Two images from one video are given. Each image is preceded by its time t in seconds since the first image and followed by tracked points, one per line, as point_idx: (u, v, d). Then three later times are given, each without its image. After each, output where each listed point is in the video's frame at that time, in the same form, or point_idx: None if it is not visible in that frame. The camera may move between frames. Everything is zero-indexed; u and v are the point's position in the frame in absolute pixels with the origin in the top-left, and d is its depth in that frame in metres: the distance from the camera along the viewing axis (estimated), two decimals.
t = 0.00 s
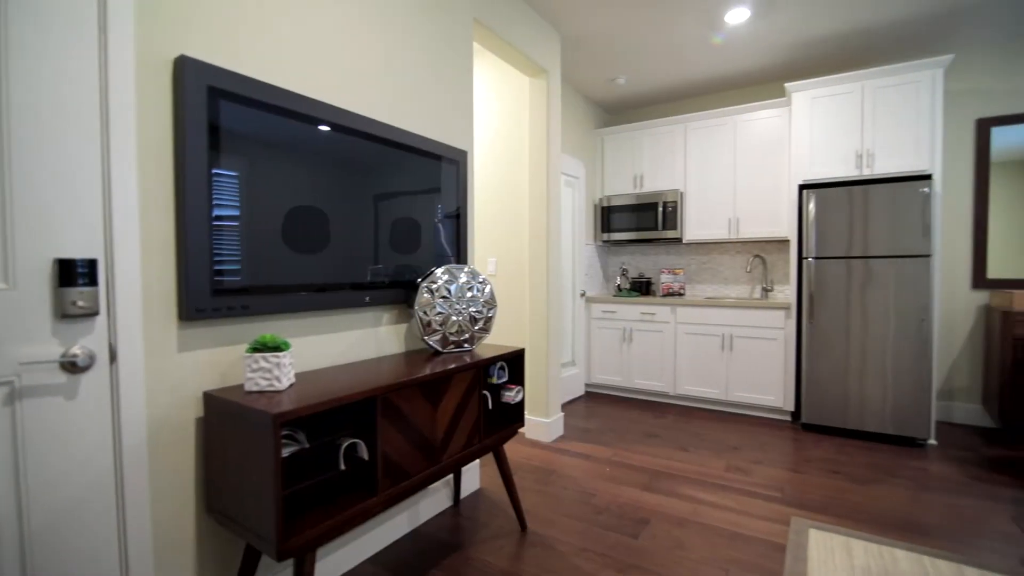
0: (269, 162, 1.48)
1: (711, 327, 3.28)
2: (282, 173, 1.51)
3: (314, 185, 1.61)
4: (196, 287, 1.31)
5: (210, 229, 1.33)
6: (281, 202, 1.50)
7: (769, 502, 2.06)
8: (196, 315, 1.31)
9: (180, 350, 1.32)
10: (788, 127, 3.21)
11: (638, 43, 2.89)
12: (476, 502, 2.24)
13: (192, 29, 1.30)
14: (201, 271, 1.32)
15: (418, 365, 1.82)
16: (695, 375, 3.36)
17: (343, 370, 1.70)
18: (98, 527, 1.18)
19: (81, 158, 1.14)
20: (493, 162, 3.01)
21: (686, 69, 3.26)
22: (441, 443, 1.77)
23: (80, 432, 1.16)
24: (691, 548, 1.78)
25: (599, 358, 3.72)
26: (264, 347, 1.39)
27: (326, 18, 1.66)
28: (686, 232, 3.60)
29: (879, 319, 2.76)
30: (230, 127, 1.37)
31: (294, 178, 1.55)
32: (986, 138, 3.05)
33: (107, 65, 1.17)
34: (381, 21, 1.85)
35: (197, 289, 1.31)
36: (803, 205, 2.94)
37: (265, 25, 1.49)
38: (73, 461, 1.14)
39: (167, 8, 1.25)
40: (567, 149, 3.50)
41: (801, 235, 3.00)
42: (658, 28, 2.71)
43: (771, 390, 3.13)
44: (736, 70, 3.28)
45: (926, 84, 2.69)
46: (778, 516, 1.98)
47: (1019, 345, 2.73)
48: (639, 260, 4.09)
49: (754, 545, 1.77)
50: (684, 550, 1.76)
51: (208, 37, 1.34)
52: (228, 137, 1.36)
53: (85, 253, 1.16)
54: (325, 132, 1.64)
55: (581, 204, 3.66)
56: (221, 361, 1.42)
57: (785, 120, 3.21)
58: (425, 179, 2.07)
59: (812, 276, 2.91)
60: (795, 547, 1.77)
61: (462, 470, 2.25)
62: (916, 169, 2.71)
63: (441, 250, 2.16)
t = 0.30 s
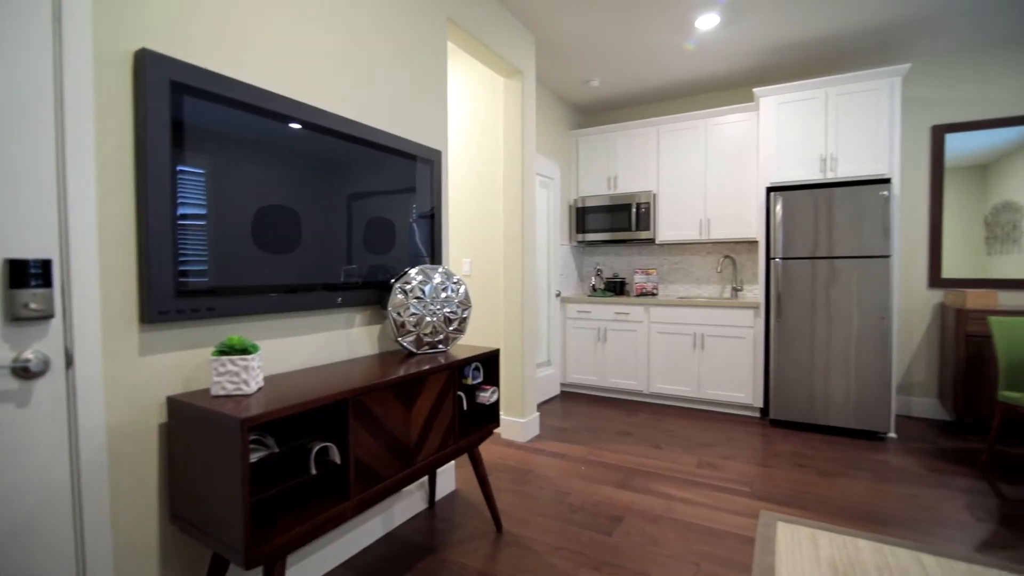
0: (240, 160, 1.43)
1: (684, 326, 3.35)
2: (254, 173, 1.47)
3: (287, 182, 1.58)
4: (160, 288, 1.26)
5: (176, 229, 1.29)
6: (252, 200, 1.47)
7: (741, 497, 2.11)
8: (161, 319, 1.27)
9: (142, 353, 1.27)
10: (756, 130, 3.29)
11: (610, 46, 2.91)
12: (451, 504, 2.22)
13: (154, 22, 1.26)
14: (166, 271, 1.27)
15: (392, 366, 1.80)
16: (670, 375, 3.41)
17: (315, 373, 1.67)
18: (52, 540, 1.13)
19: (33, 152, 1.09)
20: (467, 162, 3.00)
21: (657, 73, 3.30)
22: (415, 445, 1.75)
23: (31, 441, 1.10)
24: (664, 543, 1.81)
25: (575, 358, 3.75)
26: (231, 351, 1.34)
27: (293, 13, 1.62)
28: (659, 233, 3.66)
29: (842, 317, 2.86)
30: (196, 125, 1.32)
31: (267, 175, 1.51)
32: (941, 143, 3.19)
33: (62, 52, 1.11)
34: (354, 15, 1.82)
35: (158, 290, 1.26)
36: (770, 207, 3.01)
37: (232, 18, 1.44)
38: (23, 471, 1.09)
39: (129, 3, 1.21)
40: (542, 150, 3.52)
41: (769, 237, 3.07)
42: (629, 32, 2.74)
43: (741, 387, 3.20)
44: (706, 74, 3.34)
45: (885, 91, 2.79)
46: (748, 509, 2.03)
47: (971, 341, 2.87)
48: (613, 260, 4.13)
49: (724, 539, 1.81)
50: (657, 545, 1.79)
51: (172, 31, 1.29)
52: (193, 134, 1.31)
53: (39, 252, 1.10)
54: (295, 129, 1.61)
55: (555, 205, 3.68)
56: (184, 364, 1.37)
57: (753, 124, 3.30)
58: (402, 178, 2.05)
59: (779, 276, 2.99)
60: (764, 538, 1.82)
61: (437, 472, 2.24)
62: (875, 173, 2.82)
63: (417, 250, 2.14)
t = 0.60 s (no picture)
0: (209, 157, 1.39)
1: (660, 325, 3.39)
2: (224, 171, 1.44)
3: (260, 180, 1.54)
4: (123, 289, 1.21)
5: (141, 228, 1.25)
6: (223, 199, 1.43)
7: (715, 493, 2.15)
8: (125, 321, 1.22)
9: (104, 357, 1.22)
10: (729, 134, 3.36)
11: (587, 48, 2.93)
12: (429, 506, 2.21)
13: (116, 15, 1.21)
14: (131, 271, 1.23)
15: (367, 368, 1.77)
16: (646, 374, 3.46)
17: (288, 375, 1.64)
18: (6, 554, 1.08)
19: None
20: (445, 162, 2.98)
21: (632, 75, 3.33)
22: (391, 447, 1.73)
23: None
24: (640, 540, 1.83)
25: (553, 358, 3.77)
26: (199, 354, 1.31)
27: (264, 8, 1.58)
28: (636, 234, 3.70)
29: (811, 316, 2.94)
30: (162, 121, 1.28)
31: (238, 173, 1.48)
32: (903, 148, 3.31)
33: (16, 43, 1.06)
34: (326, 12, 1.79)
35: (123, 291, 1.21)
36: (743, 208, 3.07)
37: (200, 12, 1.40)
38: None
39: None
40: (519, 151, 3.52)
41: (742, 237, 3.13)
42: (606, 34, 2.76)
43: (715, 385, 3.26)
44: (680, 78, 3.39)
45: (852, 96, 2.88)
46: (721, 504, 2.07)
47: (931, 338, 2.98)
48: (590, 261, 4.16)
49: (698, 535, 1.84)
50: (633, 542, 1.81)
51: (138, 24, 1.25)
52: (158, 130, 1.27)
53: None
54: (267, 127, 1.57)
55: (533, 205, 3.69)
56: (149, 368, 1.32)
57: (725, 127, 3.37)
58: (378, 177, 2.02)
59: (751, 276, 3.06)
60: (737, 533, 1.86)
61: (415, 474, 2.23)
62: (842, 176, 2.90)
63: (393, 250, 2.12)
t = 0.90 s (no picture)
0: (182, 155, 1.36)
1: (639, 325, 3.43)
2: (197, 168, 1.40)
3: (234, 179, 1.51)
4: (90, 290, 1.17)
5: (109, 228, 1.20)
6: (195, 198, 1.39)
7: (693, 490, 2.18)
8: (92, 323, 1.18)
9: (70, 361, 1.18)
10: (706, 136, 3.41)
11: (567, 49, 2.94)
12: (410, 508, 2.19)
13: (82, 8, 1.17)
14: (99, 272, 1.19)
15: (345, 370, 1.75)
16: (626, 373, 3.49)
17: (264, 377, 1.61)
18: None
19: None
20: (425, 162, 2.96)
21: (612, 77, 3.36)
22: (371, 450, 1.71)
23: None
24: (620, 538, 1.85)
25: (535, 357, 3.77)
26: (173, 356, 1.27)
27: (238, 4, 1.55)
28: (615, 234, 3.74)
29: (786, 315, 3.00)
30: (132, 117, 1.24)
31: (212, 171, 1.44)
32: (874, 151, 3.40)
33: None
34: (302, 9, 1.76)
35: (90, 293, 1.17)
36: (720, 210, 3.12)
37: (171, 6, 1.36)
38: None
39: None
40: (500, 151, 3.52)
41: (719, 238, 3.18)
42: (586, 36, 2.78)
43: (693, 383, 3.31)
44: (659, 80, 3.43)
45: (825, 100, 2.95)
46: (699, 501, 2.10)
47: (899, 336, 3.07)
48: (571, 261, 4.18)
49: (677, 531, 1.87)
50: (614, 540, 1.82)
51: (104, 17, 1.21)
52: (128, 126, 1.23)
53: None
54: (242, 124, 1.54)
55: (514, 206, 3.69)
56: (118, 371, 1.28)
57: (703, 129, 3.42)
58: (357, 176, 2.00)
59: (728, 276, 3.11)
60: (714, 529, 1.88)
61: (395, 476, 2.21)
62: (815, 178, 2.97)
63: (372, 250, 2.09)
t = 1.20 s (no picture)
0: (149, 152, 1.31)
1: (616, 324, 3.47)
2: (165, 166, 1.36)
3: (204, 177, 1.46)
4: (49, 292, 1.12)
5: (69, 226, 1.16)
6: (162, 196, 1.35)
7: (668, 487, 2.21)
8: (51, 326, 1.13)
9: (27, 365, 1.13)
10: (680, 138, 3.47)
11: (544, 50, 2.96)
12: (386, 511, 2.17)
13: None
14: (58, 272, 1.13)
15: (319, 372, 1.72)
16: (604, 373, 3.53)
17: (235, 381, 1.57)
18: None
19: None
20: (400, 161, 2.94)
21: (589, 79, 3.39)
22: (346, 452, 1.68)
23: None
24: (598, 535, 1.86)
25: (513, 358, 3.78)
26: (138, 360, 1.22)
27: None
28: (592, 235, 3.77)
29: (758, 314, 3.07)
30: (94, 112, 1.19)
31: (180, 168, 1.40)
32: (840, 155, 3.51)
33: None
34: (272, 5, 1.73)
35: (49, 294, 1.12)
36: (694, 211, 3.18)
37: None
38: None
39: None
40: (477, 151, 3.51)
41: (693, 239, 3.23)
42: (562, 38, 2.79)
43: (669, 382, 3.36)
44: (634, 83, 3.47)
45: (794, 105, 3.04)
46: (674, 497, 2.13)
47: (865, 334, 3.18)
48: (548, 261, 4.20)
49: (653, 528, 1.89)
50: (590, 538, 1.84)
51: (62, 9, 1.16)
52: (90, 121, 1.19)
53: None
54: (211, 121, 1.50)
55: (491, 206, 3.69)
56: (79, 376, 1.23)
57: (677, 131, 3.48)
58: (332, 175, 1.96)
59: (702, 277, 3.17)
60: (689, 525, 1.92)
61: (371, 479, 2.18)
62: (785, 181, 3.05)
63: (348, 250, 2.06)
